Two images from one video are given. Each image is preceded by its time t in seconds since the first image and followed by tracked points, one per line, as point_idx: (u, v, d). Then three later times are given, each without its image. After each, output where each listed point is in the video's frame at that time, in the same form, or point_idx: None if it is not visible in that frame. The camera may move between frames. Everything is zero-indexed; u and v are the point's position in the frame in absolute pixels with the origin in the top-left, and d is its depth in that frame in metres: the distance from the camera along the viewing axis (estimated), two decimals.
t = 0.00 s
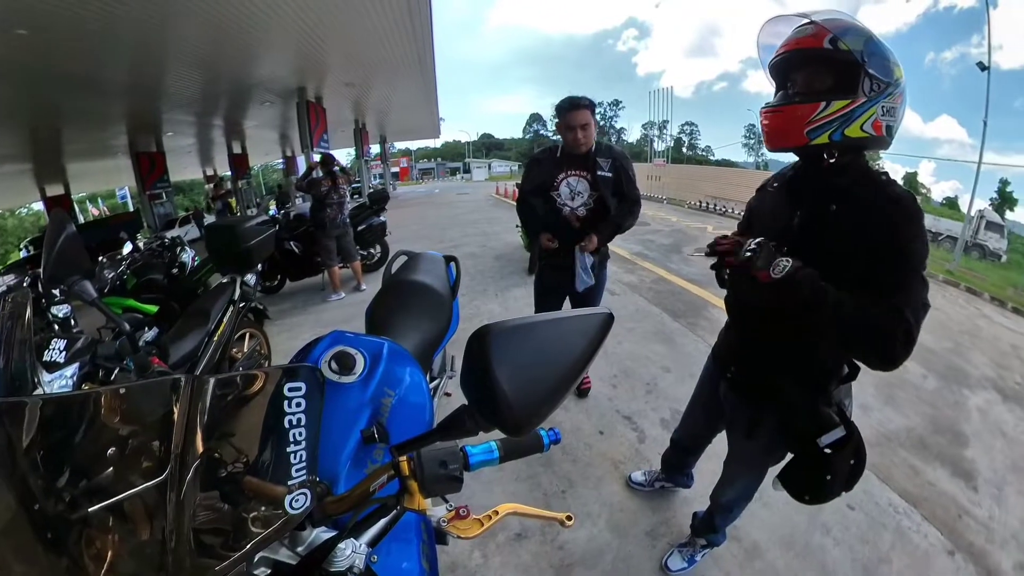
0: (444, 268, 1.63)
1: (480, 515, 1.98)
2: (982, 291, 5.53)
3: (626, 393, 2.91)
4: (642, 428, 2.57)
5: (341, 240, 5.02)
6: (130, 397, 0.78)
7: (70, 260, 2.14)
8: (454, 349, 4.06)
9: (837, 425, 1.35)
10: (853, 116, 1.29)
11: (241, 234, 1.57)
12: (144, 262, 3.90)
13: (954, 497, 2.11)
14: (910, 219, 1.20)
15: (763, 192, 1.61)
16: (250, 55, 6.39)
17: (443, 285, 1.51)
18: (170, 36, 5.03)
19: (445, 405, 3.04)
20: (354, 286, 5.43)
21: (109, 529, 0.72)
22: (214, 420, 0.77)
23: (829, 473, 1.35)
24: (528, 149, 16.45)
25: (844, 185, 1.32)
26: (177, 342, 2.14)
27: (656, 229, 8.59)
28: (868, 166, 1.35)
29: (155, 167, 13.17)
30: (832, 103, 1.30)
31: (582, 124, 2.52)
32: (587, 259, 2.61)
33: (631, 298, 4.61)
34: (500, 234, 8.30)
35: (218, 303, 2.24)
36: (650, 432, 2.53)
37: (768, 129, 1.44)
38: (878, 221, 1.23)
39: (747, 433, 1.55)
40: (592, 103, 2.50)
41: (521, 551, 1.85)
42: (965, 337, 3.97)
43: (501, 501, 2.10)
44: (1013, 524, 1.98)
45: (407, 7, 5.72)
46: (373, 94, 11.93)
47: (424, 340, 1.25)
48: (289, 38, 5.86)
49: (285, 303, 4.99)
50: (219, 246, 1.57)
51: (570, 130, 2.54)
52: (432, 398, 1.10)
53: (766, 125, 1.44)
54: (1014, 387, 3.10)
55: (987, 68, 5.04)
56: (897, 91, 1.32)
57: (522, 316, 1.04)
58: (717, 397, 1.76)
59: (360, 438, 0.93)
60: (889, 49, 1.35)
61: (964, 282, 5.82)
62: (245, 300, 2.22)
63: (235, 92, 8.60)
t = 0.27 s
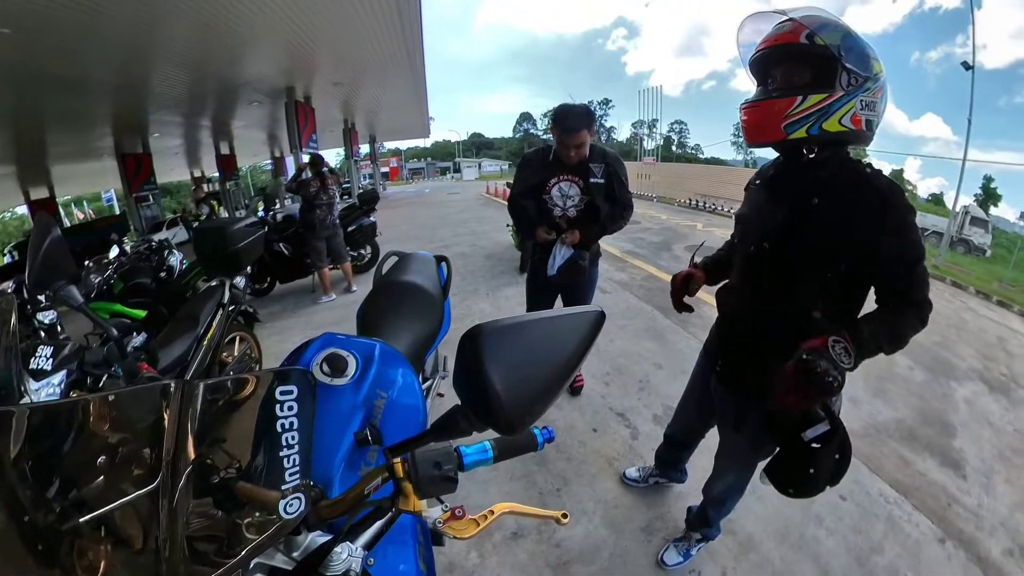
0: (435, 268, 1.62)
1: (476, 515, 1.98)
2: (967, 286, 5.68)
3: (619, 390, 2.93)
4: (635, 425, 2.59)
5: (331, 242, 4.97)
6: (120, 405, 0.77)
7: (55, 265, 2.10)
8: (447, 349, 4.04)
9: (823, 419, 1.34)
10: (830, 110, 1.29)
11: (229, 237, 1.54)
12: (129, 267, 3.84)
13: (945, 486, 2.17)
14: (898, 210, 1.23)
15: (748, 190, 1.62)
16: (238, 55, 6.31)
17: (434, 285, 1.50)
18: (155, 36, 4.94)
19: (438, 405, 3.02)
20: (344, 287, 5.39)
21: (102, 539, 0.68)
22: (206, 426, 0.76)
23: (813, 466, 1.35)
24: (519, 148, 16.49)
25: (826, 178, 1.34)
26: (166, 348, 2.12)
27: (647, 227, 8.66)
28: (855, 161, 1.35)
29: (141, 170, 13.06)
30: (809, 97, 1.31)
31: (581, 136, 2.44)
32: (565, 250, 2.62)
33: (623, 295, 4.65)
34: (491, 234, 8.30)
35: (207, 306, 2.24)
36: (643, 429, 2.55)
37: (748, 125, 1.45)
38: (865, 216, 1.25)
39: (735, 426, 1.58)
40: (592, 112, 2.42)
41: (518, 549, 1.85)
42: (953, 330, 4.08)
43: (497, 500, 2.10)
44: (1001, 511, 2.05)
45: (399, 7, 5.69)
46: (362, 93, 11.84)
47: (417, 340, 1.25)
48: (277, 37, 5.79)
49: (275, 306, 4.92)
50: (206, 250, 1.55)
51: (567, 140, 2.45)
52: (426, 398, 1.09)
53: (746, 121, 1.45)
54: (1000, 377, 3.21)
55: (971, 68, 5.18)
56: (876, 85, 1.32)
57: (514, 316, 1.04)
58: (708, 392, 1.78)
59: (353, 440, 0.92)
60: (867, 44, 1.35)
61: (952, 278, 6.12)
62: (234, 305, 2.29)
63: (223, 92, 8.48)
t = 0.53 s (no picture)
0: (426, 268, 1.61)
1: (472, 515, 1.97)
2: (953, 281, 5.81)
3: (612, 387, 2.94)
4: (628, 422, 2.61)
5: (321, 243, 4.91)
6: (109, 411, 0.75)
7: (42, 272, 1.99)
8: (440, 349, 4.02)
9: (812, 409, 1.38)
10: (807, 107, 1.31)
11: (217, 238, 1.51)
12: (116, 272, 3.79)
13: (934, 476, 2.22)
14: (887, 196, 1.26)
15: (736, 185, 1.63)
16: (225, 55, 6.22)
17: (426, 285, 1.49)
18: (141, 36, 4.86)
19: (432, 405, 3.01)
20: (334, 289, 5.33)
21: (95, 549, 0.67)
22: (197, 432, 0.75)
23: (806, 453, 1.37)
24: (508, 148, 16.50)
25: (813, 171, 1.35)
26: (154, 353, 2.10)
27: (637, 225, 8.72)
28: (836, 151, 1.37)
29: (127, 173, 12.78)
30: (785, 97, 1.33)
31: (572, 143, 2.41)
32: (557, 246, 2.63)
33: (614, 293, 4.67)
34: (482, 233, 8.28)
35: (196, 311, 2.22)
36: (636, 426, 2.57)
37: (729, 126, 1.48)
38: (854, 207, 1.28)
39: (727, 421, 1.61)
40: (583, 116, 2.39)
41: (515, 548, 1.85)
42: (940, 323, 4.19)
43: (492, 500, 2.10)
44: (990, 498, 2.11)
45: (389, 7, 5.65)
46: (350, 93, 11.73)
47: (408, 341, 1.24)
48: (265, 37, 5.72)
49: (266, 309, 4.85)
50: (194, 252, 1.53)
51: (559, 148, 2.43)
52: (419, 398, 1.09)
53: (728, 122, 1.48)
54: (986, 368, 3.31)
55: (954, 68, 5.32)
56: (853, 79, 1.32)
57: (505, 315, 1.04)
58: (699, 386, 1.80)
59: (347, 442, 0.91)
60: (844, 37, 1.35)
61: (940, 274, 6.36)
62: (227, 307, 2.21)
63: (210, 92, 8.36)
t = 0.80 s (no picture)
0: (417, 269, 1.60)
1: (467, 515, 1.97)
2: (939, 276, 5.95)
3: (604, 385, 2.96)
4: (621, 419, 2.63)
5: (312, 243, 4.85)
6: (96, 419, 0.73)
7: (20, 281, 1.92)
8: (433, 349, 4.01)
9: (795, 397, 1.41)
10: (786, 108, 1.32)
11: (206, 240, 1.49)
12: (104, 275, 3.62)
13: (924, 466, 2.28)
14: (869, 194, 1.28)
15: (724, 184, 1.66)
16: (212, 54, 6.13)
17: (416, 286, 1.48)
18: (126, 36, 4.76)
19: (425, 406, 2.99)
20: (325, 291, 5.28)
21: (86, 562, 0.66)
22: (188, 438, 0.73)
23: (787, 441, 1.42)
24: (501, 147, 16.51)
25: (796, 169, 1.37)
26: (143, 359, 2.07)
27: (627, 223, 8.78)
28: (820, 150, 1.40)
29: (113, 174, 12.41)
30: (764, 98, 1.35)
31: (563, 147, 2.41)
32: (549, 242, 2.65)
33: (605, 291, 4.70)
34: (472, 233, 8.27)
35: (185, 315, 2.12)
36: (630, 423, 2.59)
37: (712, 130, 1.50)
38: (835, 204, 1.30)
39: (716, 412, 1.63)
40: (574, 120, 2.39)
41: (511, 547, 1.85)
42: (926, 317, 4.29)
43: (488, 500, 2.10)
44: (978, 487, 2.17)
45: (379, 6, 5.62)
46: (338, 92, 11.62)
47: (400, 342, 1.23)
48: (252, 37, 5.64)
49: (256, 312, 4.78)
50: (180, 258, 1.49)
51: (550, 151, 2.42)
52: (412, 399, 1.08)
53: (711, 125, 1.50)
54: (972, 361, 3.39)
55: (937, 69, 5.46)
56: (831, 78, 1.34)
57: (496, 315, 1.04)
58: (689, 381, 1.82)
59: (340, 445, 0.91)
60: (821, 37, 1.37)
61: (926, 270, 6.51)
62: (214, 310, 2.05)
63: (197, 92, 8.23)
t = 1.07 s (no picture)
0: (408, 269, 1.59)
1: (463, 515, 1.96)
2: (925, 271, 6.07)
3: (597, 382, 2.98)
4: (614, 416, 2.64)
5: (302, 245, 4.79)
6: (85, 425, 0.70)
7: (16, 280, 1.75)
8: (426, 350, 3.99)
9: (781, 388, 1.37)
10: (774, 109, 1.34)
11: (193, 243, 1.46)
12: (90, 281, 3.60)
13: (914, 456, 2.33)
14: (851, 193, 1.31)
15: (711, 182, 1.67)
16: (199, 54, 6.03)
17: (407, 286, 1.48)
18: (109, 36, 4.67)
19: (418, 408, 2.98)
20: (316, 293, 5.22)
21: None
22: (179, 445, 0.72)
23: (760, 422, 1.40)
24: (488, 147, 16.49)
25: (782, 168, 1.39)
26: (132, 365, 2.01)
27: (617, 221, 8.84)
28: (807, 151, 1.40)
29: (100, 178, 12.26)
30: (752, 100, 1.37)
31: (553, 145, 2.41)
32: (538, 242, 2.64)
33: (596, 289, 4.72)
34: (463, 232, 8.25)
35: (173, 319, 2.07)
36: (623, 420, 2.61)
37: (702, 131, 1.50)
38: (819, 201, 1.32)
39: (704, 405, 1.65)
40: (563, 118, 2.40)
41: (508, 547, 1.85)
42: (913, 311, 4.39)
43: (484, 499, 2.09)
44: (966, 476, 2.22)
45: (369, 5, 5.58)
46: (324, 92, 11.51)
47: (392, 343, 1.23)
48: (238, 37, 5.57)
49: (246, 314, 4.71)
50: (169, 261, 1.46)
51: (541, 150, 2.43)
52: (404, 400, 1.08)
53: (700, 126, 1.51)
54: (958, 353, 3.47)
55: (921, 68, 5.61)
56: (816, 78, 1.36)
57: (487, 314, 1.04)
58: (679, 377, 1.84)
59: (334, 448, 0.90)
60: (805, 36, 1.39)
61: (908, 262, 6.79)
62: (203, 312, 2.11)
63: (183, 92, 8.11)
